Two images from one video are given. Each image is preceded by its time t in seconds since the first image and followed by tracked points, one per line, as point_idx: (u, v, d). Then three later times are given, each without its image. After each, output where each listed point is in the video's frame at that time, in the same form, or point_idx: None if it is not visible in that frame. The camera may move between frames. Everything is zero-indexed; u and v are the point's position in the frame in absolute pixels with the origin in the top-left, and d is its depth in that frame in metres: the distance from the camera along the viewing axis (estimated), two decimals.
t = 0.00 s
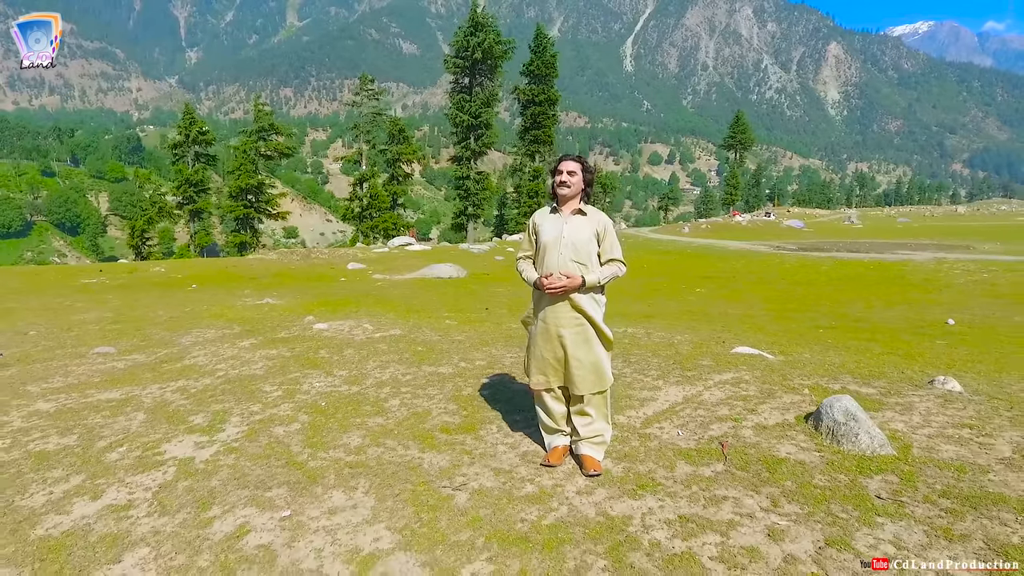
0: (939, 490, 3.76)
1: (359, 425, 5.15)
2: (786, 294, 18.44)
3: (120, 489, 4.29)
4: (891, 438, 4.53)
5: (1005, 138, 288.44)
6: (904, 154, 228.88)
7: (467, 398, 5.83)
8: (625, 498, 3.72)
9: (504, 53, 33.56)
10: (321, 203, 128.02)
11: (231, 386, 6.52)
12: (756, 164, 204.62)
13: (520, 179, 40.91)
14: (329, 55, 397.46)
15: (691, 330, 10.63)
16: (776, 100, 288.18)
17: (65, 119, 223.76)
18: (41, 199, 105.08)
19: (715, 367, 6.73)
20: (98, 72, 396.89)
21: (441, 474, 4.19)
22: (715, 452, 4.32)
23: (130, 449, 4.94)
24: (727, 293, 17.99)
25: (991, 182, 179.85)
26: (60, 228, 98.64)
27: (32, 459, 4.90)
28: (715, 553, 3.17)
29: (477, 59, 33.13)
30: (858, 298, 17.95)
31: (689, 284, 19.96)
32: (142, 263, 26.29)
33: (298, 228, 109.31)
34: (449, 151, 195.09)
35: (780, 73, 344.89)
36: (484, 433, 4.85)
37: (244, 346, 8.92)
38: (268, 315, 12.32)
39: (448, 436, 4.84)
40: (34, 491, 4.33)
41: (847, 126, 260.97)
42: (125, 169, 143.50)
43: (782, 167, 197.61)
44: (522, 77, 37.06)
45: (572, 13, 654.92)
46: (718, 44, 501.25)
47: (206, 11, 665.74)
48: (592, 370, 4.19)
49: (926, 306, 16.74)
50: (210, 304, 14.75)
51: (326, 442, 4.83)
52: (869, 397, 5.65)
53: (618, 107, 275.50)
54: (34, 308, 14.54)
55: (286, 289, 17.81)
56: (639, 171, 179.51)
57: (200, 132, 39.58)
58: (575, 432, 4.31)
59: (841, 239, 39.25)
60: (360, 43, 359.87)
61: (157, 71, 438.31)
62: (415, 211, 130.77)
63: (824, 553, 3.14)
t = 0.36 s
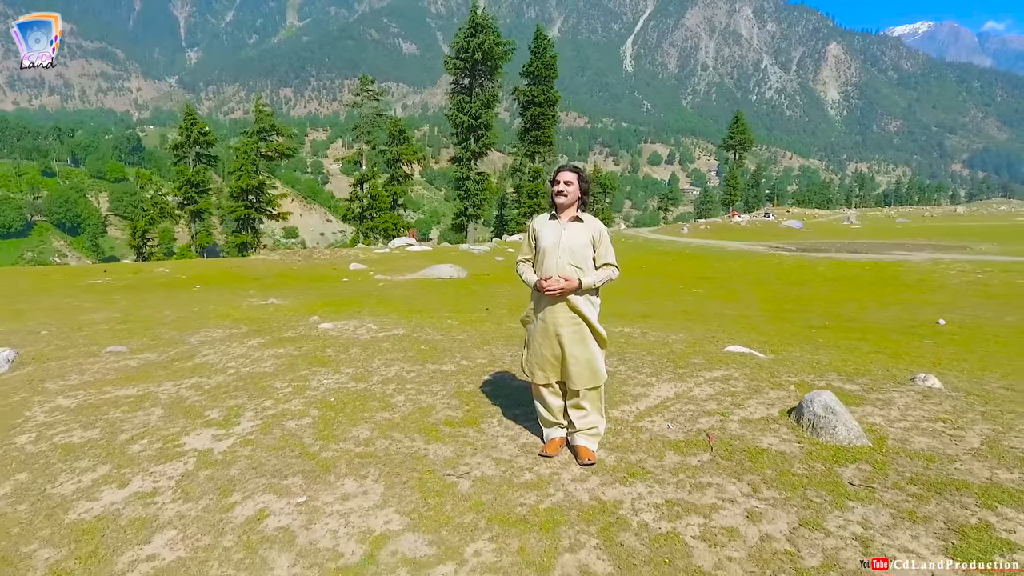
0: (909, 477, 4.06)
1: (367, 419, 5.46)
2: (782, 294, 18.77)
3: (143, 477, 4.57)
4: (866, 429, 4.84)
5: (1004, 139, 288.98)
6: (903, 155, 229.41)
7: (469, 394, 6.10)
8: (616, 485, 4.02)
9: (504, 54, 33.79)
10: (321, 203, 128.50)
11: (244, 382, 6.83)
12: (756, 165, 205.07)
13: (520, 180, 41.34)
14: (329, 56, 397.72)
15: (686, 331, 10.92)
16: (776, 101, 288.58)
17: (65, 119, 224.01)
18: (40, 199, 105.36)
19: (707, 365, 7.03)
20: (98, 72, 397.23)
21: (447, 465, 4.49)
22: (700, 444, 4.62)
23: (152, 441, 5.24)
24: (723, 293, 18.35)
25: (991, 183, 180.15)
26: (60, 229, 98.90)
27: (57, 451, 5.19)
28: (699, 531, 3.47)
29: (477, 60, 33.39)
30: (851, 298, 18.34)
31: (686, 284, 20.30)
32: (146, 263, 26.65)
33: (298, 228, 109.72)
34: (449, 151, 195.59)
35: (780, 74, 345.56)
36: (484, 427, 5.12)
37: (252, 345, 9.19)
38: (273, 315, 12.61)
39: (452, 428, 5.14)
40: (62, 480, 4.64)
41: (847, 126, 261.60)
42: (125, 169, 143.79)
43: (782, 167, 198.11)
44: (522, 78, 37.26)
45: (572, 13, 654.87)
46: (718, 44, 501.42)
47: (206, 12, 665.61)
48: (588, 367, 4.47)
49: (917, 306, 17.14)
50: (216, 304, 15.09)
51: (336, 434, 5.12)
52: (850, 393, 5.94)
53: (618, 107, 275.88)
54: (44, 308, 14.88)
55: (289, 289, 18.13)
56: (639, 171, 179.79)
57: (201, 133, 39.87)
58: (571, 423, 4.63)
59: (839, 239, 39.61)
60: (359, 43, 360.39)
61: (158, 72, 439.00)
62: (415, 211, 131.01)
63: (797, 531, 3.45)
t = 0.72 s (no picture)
0: (884, 464, 4.36)
1: (376, 411, 5.78)
2: (780, 294, 19.08)
3: (169, 464, 4.90)
4: (841, 417, 5.20)
5: (1004, 139, 289.44)
6: (903, 155, 229.69)
7: (472, 391, 6.37)
8: (609, 470, 4.36)
9: (504, 55, 34.08)
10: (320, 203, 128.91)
11: (257, 378, 7.16)
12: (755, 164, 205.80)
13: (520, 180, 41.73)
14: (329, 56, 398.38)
15: (685, 329, 11.22)
16: (776, 101, 289.04)
17: (65, 120, 224.35)
18: (41, 198, 105.62)
19: (698, 361, 7.35)
20: (97, 72, 398.33)
21: (454, 451, 4.79)
22: (690, 432, 4.93)
23: (169, 432, 5.54)
24: (719, 293, 18.70)
25: (990, 183, 180.48)
26: (60, 229, 99.23)
27: (84, 442, 5.48)
28: (686, 510, 3.78)
29: (477, 62, 33.66)
30: (846, 298, 18.70)
31: (683, 284, 20.66)
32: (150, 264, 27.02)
33: (298, 228, 110.20)
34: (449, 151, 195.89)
35: (779, 74, 346.01)
36: (487, 419, 5.47)
37: (261, 343, 9.53)
38: (279, 314, 12.95)
39: (455, 420, 5.47)
40: (91, 468, 4.96)
41: (846, 127, 262.12)
42: (125, 169, 144.07)
43: (781, 167, 198.44)
44: (522, 79, 37.52)
45: (572, 13, 655.00)
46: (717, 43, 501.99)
47: (205, 12, 665.57)
48: (585, 361, 4.78)
49: (911, 305, 17.50)
50: (223, 303, 15.42)
51: (347, 426, 5.43)
52: (832, 387, 6.26)
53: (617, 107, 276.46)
54: (52, 308, 15.18)
55: (292, 289, 18.46)
56: (639, 171, 180.22)
57: (202, 133, 40.14)
58: (569, 413, 4.91)
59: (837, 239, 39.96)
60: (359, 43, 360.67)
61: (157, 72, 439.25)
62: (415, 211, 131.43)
63: (775, 507, 3.77)
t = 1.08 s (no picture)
0: (856, 448, 4.73)
1: (384, 403, 6.15)
2: (775, 293, 19.48)
3: (194, 449, 5.28)
4: (819, 405, 5.57)
5: (1003, 139, 289.99)
6: (903, 155, 230.02)
7: (475, 383, 6.73)
8: (602, 452, 4.73)
9: (504, 56, 34.39)
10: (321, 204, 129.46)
11: (269, 372, 7.53)
12: (755, 165, 206.12)
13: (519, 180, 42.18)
14: (328, 56, 398.68)
15: (678, 327, 11.62)
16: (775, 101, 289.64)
17: (65, 120, 224.55)
18: (41, 199, 105.92)
19: (689, 356, 7.73)
20: (97, 73, 399.53)
21: (459, 437, 5.16)
22: (677, 420, 5.29)
23: (191, 423, 5.91)
24: (716, 292, 19.08)
25: (990, 183, 180.69)
26: (60, 229, 99.59)
27: (111, 432, 5.87)
28: (669, 488, 4.15)
29: (478, 63, 33.97)
30: (840, 297, 19.08)
31: (680, 284, 21.04)
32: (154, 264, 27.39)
33: (299, 229, 110.79)
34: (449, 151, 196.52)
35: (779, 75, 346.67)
36: (490, 408, 5.83)
37: (270, 340, 9.90)
38: (286, 313, 13.32)
39: (460, 409, 5.82)
40: (119, 454, 5.32)
41: (846, 127, 262.55)
42: (125, 170, 144.36)
43: (781, 167, 198.90)
44: (522, 80, 37.85)
45: (572, 13, 655.37)
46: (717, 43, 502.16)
47: (205, 12, 665.89)
48: (583, 352, 5.13)
49: (904, 304, 17.87)
50: (229, 302, 15.76)
51: (358, 415, 5.82)
52: (815, 380, 6.62)
53: (617, 108, 277.10)
54: (62, 307, 15.50)
55: (296, 289, 18.79)
56: (639, 171, 180.61)
57: (203, 134, 40.43)
58: (566, 399, 5.29)
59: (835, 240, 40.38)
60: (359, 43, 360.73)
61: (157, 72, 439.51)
62: (415, 211, 131.85)
63: (751, 485, 4.14)
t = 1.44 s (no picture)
0: (829, 430, 5.13)
1: (390, 391, 6.54)
2: (769, 292, 19.87)
3: (216, 433, 5.68)
4: (797, 392, 5.99)
5: (1003, 138, 290.56)
6: (902, 155, 230.83)
7: (475, 373, 7.13)
8: (595, 434, 5.13)
9: (503, 57, 34.71)
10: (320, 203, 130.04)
11: (280, 365, 7.93)
12: (755, 164, 206.70)
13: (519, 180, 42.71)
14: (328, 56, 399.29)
15: (672, 322, 12.00)
16: (775, 101, 290.04)
17: (65, 121, 224.94)
18: (41, 199, 106.25)
19: (681, 349, 8.12)
20: (97, 73, 400.56)
21: (464, 421, 5.58)
22: (664, 406, 5.70)
23: (210, 409, 6.31)
24: (712, 291, 19.40)
25: (990, 182, 181.22)
26: (60, 229, 99.96)
27: (135, 419, 6.27)
28: (655, 465, 4.53)
29: (477, 63, 34.26)
30: (834, 296, 19.38)
31: (677, 282, 21.34)
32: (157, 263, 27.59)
33: (298, 229, 111.37)
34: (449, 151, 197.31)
35: (779, 75, 347.24)
36: (489, 396, 6.24)
37: (279, 335, 10.31)
38: (292, 310, 13.71)
39: (461, 398, 6.23)
40: (145, 437, 5.73)
41: (846, 127, 263.07)
42: (125, 170, 144.65)
43: (781, 167, 199.39)
44: (522, 80, 38.20)
45: (572, 13, 654.91)
46: (716, 43, 502.49)
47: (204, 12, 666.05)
48: (576, 342, 5.53)
49: (896, 303, 18.16)
50: (237, 301, 16.22)
51: (366, 402, 6.22)
52: (794, 370, 7.03)
53: (617, 108, 277.69)
54: (73, 305, 15.92)
55: (300, 288, 19.21)
56: (639, 171, 181.00)
57: (205, 135, 40.82)
58: (560, 385, 5.70)
59: (832, 239, 40.83)
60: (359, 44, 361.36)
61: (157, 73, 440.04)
62: (415, 211, 132.33)
63: (729, 462, 4.54)
